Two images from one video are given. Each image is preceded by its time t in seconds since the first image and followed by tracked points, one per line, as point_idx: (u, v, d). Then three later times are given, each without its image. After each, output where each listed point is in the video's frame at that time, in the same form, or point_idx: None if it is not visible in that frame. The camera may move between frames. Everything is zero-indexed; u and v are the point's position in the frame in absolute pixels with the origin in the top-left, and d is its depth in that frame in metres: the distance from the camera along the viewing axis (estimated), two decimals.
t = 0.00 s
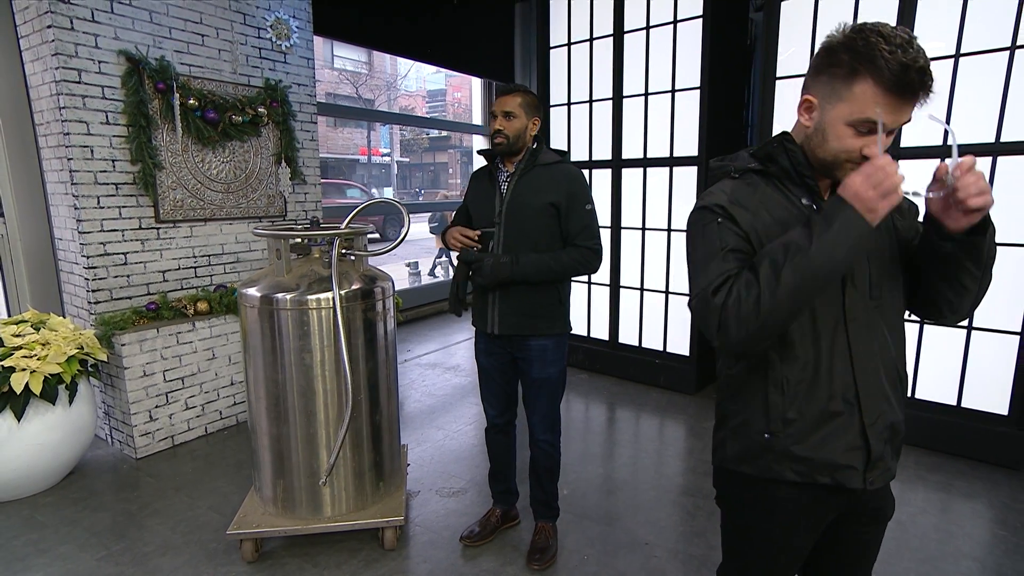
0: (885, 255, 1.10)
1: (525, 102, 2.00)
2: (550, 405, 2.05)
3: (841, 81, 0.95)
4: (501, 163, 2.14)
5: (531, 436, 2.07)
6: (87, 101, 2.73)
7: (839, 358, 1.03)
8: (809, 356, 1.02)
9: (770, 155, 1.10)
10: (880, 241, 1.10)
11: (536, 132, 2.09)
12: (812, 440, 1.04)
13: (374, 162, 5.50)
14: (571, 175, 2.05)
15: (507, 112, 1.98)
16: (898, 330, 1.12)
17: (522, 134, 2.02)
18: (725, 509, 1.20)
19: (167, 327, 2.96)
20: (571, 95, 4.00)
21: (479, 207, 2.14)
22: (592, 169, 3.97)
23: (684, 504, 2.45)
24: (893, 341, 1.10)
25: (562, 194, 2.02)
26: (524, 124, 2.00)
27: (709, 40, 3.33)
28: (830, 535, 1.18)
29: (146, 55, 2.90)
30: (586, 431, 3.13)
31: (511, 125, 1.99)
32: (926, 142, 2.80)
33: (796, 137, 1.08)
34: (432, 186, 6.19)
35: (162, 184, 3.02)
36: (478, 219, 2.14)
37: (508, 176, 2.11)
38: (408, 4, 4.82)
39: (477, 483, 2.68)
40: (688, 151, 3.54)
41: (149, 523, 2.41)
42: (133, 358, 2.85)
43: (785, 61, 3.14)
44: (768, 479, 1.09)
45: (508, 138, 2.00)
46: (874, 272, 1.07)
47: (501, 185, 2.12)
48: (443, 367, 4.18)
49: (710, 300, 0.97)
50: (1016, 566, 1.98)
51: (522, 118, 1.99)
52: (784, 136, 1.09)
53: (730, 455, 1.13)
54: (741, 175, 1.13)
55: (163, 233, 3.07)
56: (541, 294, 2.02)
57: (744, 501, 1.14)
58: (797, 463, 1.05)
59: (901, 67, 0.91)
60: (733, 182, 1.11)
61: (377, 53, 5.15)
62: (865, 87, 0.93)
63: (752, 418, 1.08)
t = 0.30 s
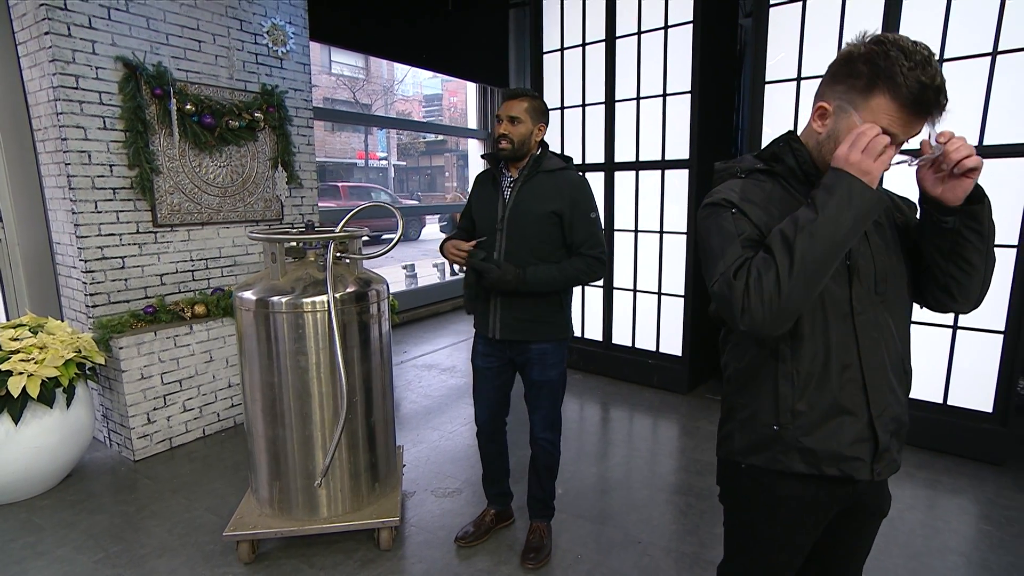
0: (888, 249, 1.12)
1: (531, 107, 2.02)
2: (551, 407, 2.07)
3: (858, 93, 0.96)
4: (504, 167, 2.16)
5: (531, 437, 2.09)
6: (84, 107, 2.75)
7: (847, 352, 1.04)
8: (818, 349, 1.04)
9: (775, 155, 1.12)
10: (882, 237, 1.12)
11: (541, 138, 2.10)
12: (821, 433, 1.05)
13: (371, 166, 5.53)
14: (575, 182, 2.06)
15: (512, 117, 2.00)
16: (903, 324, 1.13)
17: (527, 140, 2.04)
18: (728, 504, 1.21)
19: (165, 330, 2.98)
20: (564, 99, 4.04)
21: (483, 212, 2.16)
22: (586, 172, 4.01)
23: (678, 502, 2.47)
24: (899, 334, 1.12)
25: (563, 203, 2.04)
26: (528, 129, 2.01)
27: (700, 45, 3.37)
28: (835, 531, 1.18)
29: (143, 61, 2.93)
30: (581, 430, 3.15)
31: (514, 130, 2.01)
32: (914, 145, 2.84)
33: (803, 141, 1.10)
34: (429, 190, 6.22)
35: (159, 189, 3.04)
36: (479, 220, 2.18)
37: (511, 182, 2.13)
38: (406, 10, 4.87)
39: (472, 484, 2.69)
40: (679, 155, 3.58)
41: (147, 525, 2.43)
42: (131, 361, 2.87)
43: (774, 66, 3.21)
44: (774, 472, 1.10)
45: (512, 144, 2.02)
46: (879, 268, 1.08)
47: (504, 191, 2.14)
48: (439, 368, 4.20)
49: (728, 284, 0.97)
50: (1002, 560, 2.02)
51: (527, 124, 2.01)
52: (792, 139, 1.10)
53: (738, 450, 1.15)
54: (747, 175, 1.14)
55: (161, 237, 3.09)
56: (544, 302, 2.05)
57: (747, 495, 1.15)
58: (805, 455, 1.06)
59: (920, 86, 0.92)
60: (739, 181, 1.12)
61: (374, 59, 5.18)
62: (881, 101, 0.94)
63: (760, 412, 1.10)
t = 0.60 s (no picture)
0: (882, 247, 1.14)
1: (529, 112, 2.03)
2: (546, 407, 2.10)
3: (862, 103, 0.98)
4: (502, 171, 2.18)
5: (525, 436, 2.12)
6: (79, 112, 2.77)
7: (843, 351, 1.07)
8: (816, 347, 1.06)
9: (775, 156, 1.14)
10: (877, 237, 1.15)
11: (539, 142, 2.13)
12: (816, 428, 1.07)
13: (366, 169, 5.57)
14: (573, 187, 2.09)
15: (510, 122, 2.02)
16: (895, 321, 1.16)
17: (525, 144, 2.07)
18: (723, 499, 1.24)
19: (160, 332, 3.00)
20: (556, 103, 4.09)
21: (482, 216, 2.18)
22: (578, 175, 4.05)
23: (670, 499, 2.51)
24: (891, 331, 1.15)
25: (561, 208, 2.06)
26: (526, 134, 2.04)
27: (688, 50, 3.42)
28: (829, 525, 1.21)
29: (138, 66, 2.94)
30: (575, 429, 3.18)
31: (512, 135, 2.03)
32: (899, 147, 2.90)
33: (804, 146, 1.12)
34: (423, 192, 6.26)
35: (154, 193, 3.06)
36: (478, 223, 2.20)
37: (509, 186, 2.16)
38: (400, 15, 4.90)
39: (466, 483, 2.71)
40: (669, 157, 3.62)
41: (143, 526, 2.44)
42: (126, 364, 2.88)
43: (759, 71, 3.28)
44: (770, 466, 1.13)
45: (510, 148, 2.05)
46: (873, 268, 1.11)
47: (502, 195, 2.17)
48: (433, 369, 4.22)
49: (732, 280, 0.98)
50: (986, 554, 2.07)
51: (525, 128, 2.03)
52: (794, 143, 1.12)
53: (736, 445, 1.17)
54: (747, 174, 1.15)
55: (156, 240, 3.10)
56: (545, 305, 2.07)
57: (744, 490, 1.17)
58: (803, 450, 1.09)
59: (922, 99, 0.95)
60: (740, 180, 1.13)
61: (369, 64, 5.20)
62: (883, 113, 0.97)
63: (759, 409, 1.12)
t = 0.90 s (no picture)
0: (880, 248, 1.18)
1: (520, 113, 2.06)
2: (537, 404, 2.12)
3: (881, 105, 1.00)
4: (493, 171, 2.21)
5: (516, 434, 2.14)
6: (73, 112, 2.77)
7: (847, 348, 1.10)
8: (822, 346, 1.09)
9: (783, 154, 1.16)
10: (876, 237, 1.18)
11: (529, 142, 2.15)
12: (814, 422, 1.10)
13: (360, 170, 5.58)
14: (562, 186, 2.14)
15: (501, 124, 2.05)
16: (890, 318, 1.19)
17: (515, 145, 2.09)
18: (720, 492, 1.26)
19: (155, 332, 3.00)
20: (548, 104, 4.13)
21: (472, 215, 2.20)
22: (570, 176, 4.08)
23: (662, 495, 2.54)
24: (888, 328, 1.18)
25: (550, 205, 2.09)
26: (516, 135, 2.07)
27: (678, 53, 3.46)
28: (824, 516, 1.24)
29: (132, 67, 2.95)
30: (567, 427, 3.21)
31: (503, 136, 2.06)
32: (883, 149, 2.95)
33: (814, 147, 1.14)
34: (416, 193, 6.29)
35: (149, 193, 3.06)
36: (469, 221, 2.21)
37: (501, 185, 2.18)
38: (393, 17, 4.92)
39: (461, 481, 2.73)
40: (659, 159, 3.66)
41: (139, 525, 2.45)
42: (121, 364, 2.88)
43: (747, 74, 3.34)
44: (771, 461, 1.15)
45: (501, 149, 2.07)
46: (872, 267, 1.14)
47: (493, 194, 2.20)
48: (428, 368, 4.24)
49: (751, 278, 0.98)
50: (969, 546, 2.11)
51: (515, 129, 2.06)
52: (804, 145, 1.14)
53: (735, 441, 1.19)
54: (755, 172, 1.16)
55: (152, 241, 3.11)
56: (535, 303, 2.10)
57: (743, 483, 1.20)
58: (805, 444, 1.11)
59: (940, 104, 0.97)
60: (749, 178, 1.14)
61: (363, 66, 5.21)
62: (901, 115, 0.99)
63: (762, 405, 1.14)
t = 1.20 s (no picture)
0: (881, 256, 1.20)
1: (503, 114, 2.06)
2: (530, 402, 2.14)
3: (910, 104, 1.02)
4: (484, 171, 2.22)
5: (510, 432, 2.15)
6: (65, 112, 2.76)
7: (847, 350, 1.12)
8: (823, 348, 1.11)
9: (789, 156, 1.18)
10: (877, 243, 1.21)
11: (516, 140, 2.17)
12: (814, 419, 1.12)
13: (353, 171, 5.58)
14: (554, 184, 2.16)
15: (485, 126, 2.06)
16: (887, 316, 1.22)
17: (502, 145, 2.11)
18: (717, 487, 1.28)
19: (150, 332, 2.99)
20: (541, 105, 4.15)
21: (464, 212, 2.22)
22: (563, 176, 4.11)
23: (655, 492, 2.56)
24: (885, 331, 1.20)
25: (542, 202, 2.11)
26: (502, 136, 2.08)
27: (670, 55, 3.50)
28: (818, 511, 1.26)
29: (125, 66, 2.94)
30: (561, 425, 3.23)
31: (490, 137, 2.08)
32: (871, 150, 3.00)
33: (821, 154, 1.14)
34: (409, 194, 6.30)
35: (143, 193, 3.05)
36: (461, 220, 2.23)
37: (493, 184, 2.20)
38: (385, 19, 4.93)
39: (456, 479, 2.74)
40: (651, 159, 3.69)
41: (133, 526, 2.44)
42: (115, 364, 2.86)
43: (736, 75, 3.38)
44: (769, 457, 1.17)
45: (487, 151, 2.09)
46: (874, 269, 1.17)
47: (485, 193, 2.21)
48: (422, 367, 4.24)
49: (745, 275, 1.00)
50: (957, 540, 2.15)
51: (500, 130, 2.07)
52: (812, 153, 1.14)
53: (735, 439, 1.20)
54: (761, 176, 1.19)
55: (145, 241, 3.10)
56: (525, 301, 2.11)
57: (741, 479, 1.22)
58: (805, 443, 1.13)
59: (956, 96, 1.02)
60: (753, 180, 1.17)
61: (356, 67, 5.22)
62: (928, 111, 1.02)
63: (764, 404, 1.15)
